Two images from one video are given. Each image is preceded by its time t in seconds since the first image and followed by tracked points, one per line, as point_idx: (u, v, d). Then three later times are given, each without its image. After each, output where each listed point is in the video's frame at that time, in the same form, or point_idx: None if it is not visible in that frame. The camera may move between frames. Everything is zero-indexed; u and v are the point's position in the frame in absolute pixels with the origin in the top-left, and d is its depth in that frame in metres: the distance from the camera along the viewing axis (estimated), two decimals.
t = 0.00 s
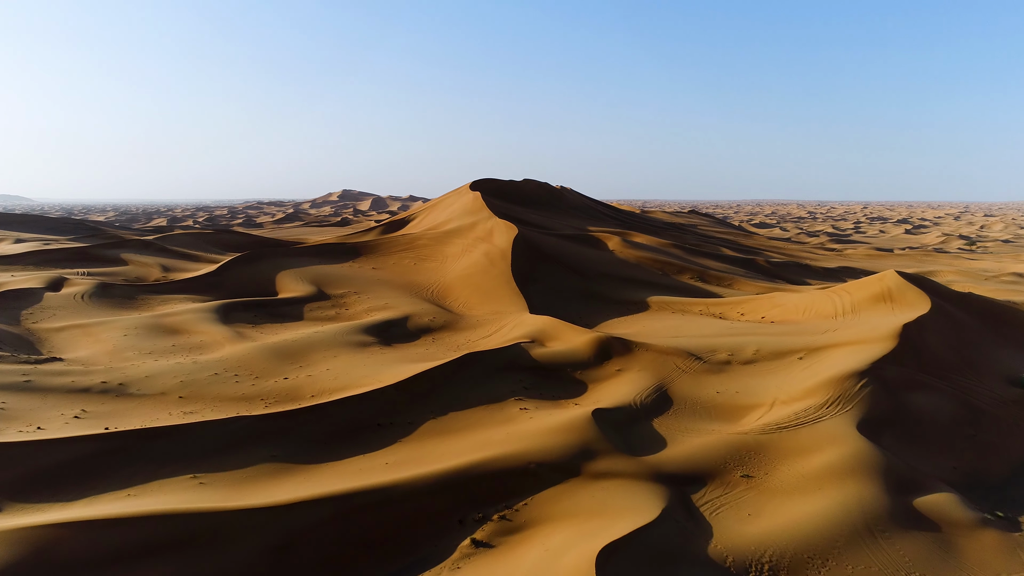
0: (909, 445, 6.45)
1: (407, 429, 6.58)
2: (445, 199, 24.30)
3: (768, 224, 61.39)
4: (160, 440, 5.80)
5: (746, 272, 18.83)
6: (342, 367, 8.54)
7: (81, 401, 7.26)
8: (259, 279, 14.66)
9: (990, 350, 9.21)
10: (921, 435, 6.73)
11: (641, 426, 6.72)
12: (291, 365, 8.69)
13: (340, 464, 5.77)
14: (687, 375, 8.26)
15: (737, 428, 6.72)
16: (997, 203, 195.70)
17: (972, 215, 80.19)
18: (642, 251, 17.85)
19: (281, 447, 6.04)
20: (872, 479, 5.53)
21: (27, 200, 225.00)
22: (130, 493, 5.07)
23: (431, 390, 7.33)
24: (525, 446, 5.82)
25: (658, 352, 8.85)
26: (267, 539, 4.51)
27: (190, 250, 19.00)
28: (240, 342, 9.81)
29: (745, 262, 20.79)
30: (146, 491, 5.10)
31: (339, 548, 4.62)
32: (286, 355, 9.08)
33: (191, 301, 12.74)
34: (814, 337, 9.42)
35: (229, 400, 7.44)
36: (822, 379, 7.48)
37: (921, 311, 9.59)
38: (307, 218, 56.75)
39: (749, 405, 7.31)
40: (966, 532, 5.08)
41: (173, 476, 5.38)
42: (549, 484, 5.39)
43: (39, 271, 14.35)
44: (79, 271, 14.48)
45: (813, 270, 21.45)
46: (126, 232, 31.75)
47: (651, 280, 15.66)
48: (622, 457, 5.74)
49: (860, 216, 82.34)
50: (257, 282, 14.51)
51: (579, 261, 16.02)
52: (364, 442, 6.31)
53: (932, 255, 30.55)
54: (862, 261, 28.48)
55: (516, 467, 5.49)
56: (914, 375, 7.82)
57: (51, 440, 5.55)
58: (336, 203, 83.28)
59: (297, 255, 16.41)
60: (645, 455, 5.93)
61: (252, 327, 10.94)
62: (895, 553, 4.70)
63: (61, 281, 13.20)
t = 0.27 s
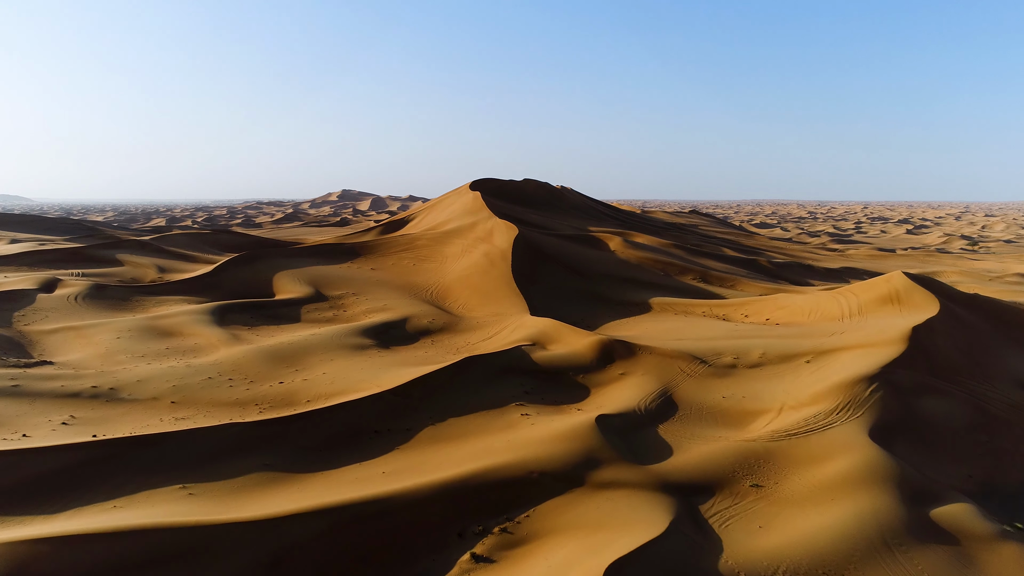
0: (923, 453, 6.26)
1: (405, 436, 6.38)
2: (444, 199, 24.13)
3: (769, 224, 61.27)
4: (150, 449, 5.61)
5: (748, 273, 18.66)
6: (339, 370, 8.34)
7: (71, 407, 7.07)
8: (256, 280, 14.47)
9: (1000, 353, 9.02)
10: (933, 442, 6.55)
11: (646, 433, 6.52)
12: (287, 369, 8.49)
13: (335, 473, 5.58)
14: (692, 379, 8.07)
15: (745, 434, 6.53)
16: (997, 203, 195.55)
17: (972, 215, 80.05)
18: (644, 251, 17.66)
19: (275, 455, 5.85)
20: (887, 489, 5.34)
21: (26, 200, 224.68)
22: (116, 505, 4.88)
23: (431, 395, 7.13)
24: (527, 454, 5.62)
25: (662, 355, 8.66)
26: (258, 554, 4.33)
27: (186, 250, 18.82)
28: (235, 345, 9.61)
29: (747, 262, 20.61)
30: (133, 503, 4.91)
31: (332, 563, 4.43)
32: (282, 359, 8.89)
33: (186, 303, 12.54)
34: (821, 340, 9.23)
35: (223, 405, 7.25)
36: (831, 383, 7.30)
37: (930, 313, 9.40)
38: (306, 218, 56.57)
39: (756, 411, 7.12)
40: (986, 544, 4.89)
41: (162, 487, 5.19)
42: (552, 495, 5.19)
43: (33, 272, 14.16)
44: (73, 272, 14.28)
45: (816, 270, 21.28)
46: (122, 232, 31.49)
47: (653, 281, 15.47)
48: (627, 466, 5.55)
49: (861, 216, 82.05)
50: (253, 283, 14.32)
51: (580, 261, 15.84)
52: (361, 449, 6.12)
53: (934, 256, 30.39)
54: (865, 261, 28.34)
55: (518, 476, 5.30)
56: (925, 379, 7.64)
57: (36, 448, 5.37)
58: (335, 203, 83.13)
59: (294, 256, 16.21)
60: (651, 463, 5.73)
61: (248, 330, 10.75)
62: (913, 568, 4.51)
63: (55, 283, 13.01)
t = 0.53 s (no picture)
0: (935, 461, 6.10)
1: (403, 442, 6.21)
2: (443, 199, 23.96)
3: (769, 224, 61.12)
4: (140, 457, 5.45)
5: (751, 274, 18.50)
6: (336, 374, 8.17)
7: (60, 412, 6.89)
8: (253, 281, 14.30)
9: (1010, 355, 8.86)
10: (945, 449, 6.38)
11: (651, 439, 6.35)
12: (283, 372, 8.32)
13: (331, 482, 5.41)
14: (696, 383, 7.90)
15: (752, 440, 6.36)
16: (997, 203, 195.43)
17: (973, 215, 79.90)
18: (646, 252, 17.50)
19: (269, 463, 5.68)
20: (900, 498, 5.17)
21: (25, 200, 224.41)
22: (102, 516, 4.73)
23: (430, 400, 6.96)
24: (529, 462, 5.45)
25: (666, 357, 8.47)
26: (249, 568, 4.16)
27: (183, 251, 18.65)
28: (231, 348, 9.44)
29: (749, 262, 20.44)
30: (121, 514, 4.75)
31: None
32: (278, 362, 8.71)
33: (182, 304, 12.35)
34: (827, 342, 9.06)
35: (217, 410, 7.08)
36: (839, 387, 7.13)
37: (938, 315, 9.23)
38: (305, 218, 56.39)
39: (762, 416, 6.95)
40: (1004, 555, 4.72)
41: (151, 496, 5.03)
42: (554, 505, 5.02)
43: (27, 273, 13.98)
44: (67, 273, 14.10)
45: (819, 271, 21.11)
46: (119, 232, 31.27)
47: (655, 282, 15.31)
48: (631, 474, 5.38)
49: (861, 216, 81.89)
50: (250, 284, 14.14)
51: (581, 262, 15.67)
52: (357, 457, 5.95)
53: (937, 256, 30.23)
54: (867, 261, 28.19)
55: (519, 486, 5.13)
56: (935, 384, 7.46)
57: (22, 457, 5.20)
58: (335, 203, 82.94)
59: (292, 257, 16.02)
60: (656, 471, 5.57)
61: (244, 332, 10.57)
62: None
63: (49, 284, 12.83)
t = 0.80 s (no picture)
0: (950, 470, 5.91)
1: (401, 450, 6.02)
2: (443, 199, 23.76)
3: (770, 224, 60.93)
4: (128, 467, 5.26)
5: (754, 274, 18.31)
6: (333, 378, 7.97)
7: (49, 419, 6.70)
8: (250, 282, 14.10)
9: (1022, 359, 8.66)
10: (960, 458, 6.19)
11: (657, 447, 6.15)
12: (278, 377, 8.12)
13: (326, 493, 5.22)
14: (702, 387, 7.71)
15: (761, 448, 6.16)
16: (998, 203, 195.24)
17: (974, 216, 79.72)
18: (648, 252, 17.30)
19: (262, 472, 5.49)
20: (917, 510, 4.98)
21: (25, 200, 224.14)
22: (86, 530, 4.55)
23: (428, 405, 6.76)
24: (531, 471, 5.26)
25: (670, 361, 8.26)
26: None
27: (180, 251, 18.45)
28: (226, 351, 9.25)
29: (752, 263, 20.24)
30: (107, 528, 4.56)
31: None
32: (274, 365, 8.52)
33: (177, 306, 12.15)
34: (835, 346, 8.86)
35: (210, 416, 6.88)
36: (850, 392, 6.93)
37: (948, 317, 9.03)
38: (304, 218, 56.16)
39: (771, 422, 6.76)
40: None
41: (138, 509, 4.84)
42: (558, 517, 4.83)
43: (21, 274, 13.79)
44: (62, 274, 13.90)
45: (823, 271, 20.90)
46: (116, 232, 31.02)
47: (657, 283, 15.11)
48: (637, 484, 5.19)
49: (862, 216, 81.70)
50: (247, 286, 13.94)
51: (582, 263, 15.47)
52: (354, 465, 5.75)
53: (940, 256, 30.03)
54: (870, 262, 27.99)
55: (521, 497, 4.93)
56: (949, 389, 7.27)
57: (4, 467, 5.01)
58: (334, 203, 82.70)
59: (290, 257, 15.82)
60: (663, 481, 5.37)
61: (240, 334, 10.38)
62: None
63: (42, 285, 12.63)
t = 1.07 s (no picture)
0: (966, 479, 5.72)
1: (398, 458, 5.82)
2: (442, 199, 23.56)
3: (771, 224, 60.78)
4: (114, 478, 5.07)
5: (756, 275, 18.12)
6: (329, 383, 7.77)
7: (36, 425, 6.51)
8: (247, 283, 13.90)
9: None
10: (975, 467, 6.00)
11: (663, 455, 5.94)
12: (273, 381, 7.92)
13: (320, 504, 5.03)
14: (708, 392, 7.51)
15: (771, 456, 5.96)
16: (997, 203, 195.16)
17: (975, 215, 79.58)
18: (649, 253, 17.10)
19: (254, 483, 5.29)
20: (935, 523, 4.78)
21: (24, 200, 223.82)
22: (69, 545, 4.39)
23: (427, 412, 6.56)
24: (533, 482, 5.06)
25: (675, 364, 8.04)
26: None
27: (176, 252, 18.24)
28: (220, 354, 9.05)
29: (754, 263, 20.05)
30: (90, 543, 4.37)
31: None
32: (269, 369, 8.32)
33: (172, 307, 11.95)
34: (843, 349, 8.66)
35: (202, 422, 6.68)
36: (861, 397, 6.74)
37: (958, 320, 8.84)
38: (303, 218, 55.98)
39: (780, 429, 6.56)
40: None
41: (124, 522, 4.66)
42: (561, 531, 4.63)
43: (14, 275, 13.58)
44: (55, 275, 13.70)
45: (825, 272, 20.72)
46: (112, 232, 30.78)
47: (659, 284, 14.91)
48: (644, 495, 5.00)
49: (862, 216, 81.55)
50: (244, 287, 13.74)
51: (583, 263, 15.28)
52: (349, 474, 5.56)
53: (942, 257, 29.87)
54: (872, 262, 27.83)
55: (523, 509, 4.73)
56: (961, 394, 7.07)
57: None
58: (334, 203, 82.50)
59: (287, 258, 15.62)
60: (671, 492, 5.17)
61: (235, 337, 10.17)
62: None
63: (35, 287, 12.43)
